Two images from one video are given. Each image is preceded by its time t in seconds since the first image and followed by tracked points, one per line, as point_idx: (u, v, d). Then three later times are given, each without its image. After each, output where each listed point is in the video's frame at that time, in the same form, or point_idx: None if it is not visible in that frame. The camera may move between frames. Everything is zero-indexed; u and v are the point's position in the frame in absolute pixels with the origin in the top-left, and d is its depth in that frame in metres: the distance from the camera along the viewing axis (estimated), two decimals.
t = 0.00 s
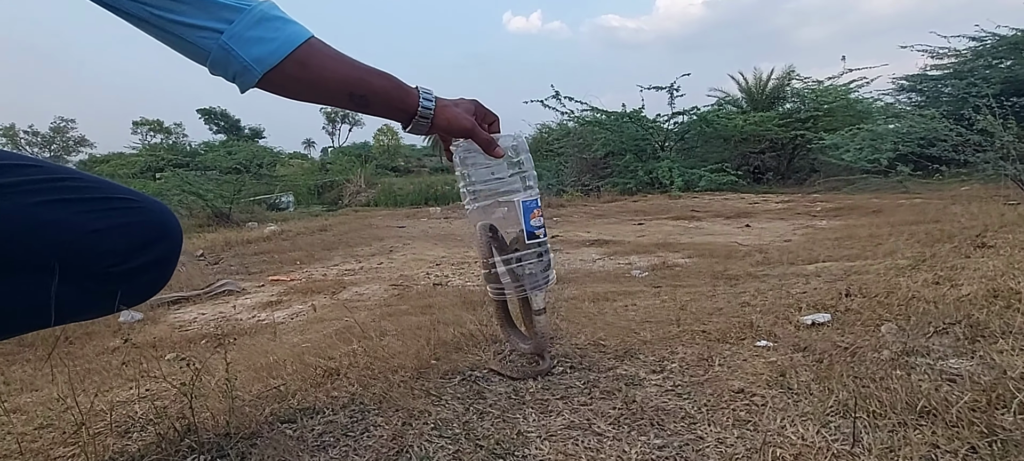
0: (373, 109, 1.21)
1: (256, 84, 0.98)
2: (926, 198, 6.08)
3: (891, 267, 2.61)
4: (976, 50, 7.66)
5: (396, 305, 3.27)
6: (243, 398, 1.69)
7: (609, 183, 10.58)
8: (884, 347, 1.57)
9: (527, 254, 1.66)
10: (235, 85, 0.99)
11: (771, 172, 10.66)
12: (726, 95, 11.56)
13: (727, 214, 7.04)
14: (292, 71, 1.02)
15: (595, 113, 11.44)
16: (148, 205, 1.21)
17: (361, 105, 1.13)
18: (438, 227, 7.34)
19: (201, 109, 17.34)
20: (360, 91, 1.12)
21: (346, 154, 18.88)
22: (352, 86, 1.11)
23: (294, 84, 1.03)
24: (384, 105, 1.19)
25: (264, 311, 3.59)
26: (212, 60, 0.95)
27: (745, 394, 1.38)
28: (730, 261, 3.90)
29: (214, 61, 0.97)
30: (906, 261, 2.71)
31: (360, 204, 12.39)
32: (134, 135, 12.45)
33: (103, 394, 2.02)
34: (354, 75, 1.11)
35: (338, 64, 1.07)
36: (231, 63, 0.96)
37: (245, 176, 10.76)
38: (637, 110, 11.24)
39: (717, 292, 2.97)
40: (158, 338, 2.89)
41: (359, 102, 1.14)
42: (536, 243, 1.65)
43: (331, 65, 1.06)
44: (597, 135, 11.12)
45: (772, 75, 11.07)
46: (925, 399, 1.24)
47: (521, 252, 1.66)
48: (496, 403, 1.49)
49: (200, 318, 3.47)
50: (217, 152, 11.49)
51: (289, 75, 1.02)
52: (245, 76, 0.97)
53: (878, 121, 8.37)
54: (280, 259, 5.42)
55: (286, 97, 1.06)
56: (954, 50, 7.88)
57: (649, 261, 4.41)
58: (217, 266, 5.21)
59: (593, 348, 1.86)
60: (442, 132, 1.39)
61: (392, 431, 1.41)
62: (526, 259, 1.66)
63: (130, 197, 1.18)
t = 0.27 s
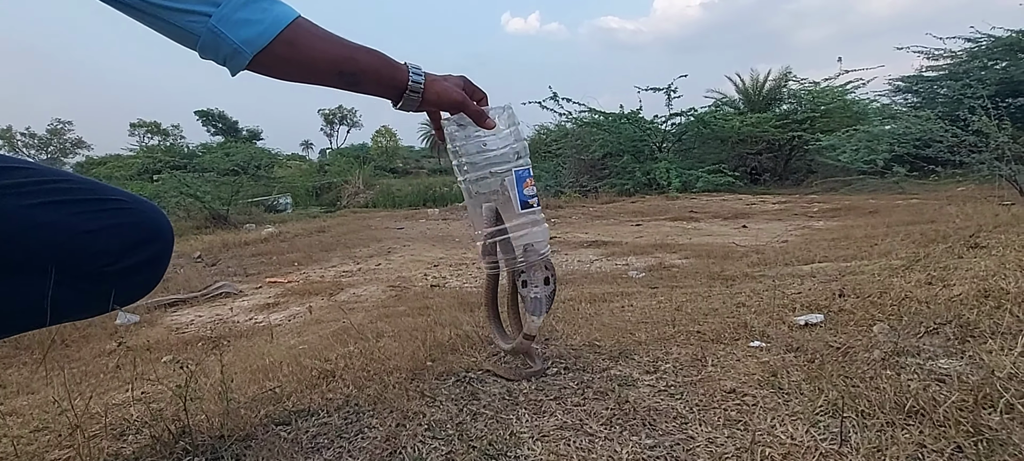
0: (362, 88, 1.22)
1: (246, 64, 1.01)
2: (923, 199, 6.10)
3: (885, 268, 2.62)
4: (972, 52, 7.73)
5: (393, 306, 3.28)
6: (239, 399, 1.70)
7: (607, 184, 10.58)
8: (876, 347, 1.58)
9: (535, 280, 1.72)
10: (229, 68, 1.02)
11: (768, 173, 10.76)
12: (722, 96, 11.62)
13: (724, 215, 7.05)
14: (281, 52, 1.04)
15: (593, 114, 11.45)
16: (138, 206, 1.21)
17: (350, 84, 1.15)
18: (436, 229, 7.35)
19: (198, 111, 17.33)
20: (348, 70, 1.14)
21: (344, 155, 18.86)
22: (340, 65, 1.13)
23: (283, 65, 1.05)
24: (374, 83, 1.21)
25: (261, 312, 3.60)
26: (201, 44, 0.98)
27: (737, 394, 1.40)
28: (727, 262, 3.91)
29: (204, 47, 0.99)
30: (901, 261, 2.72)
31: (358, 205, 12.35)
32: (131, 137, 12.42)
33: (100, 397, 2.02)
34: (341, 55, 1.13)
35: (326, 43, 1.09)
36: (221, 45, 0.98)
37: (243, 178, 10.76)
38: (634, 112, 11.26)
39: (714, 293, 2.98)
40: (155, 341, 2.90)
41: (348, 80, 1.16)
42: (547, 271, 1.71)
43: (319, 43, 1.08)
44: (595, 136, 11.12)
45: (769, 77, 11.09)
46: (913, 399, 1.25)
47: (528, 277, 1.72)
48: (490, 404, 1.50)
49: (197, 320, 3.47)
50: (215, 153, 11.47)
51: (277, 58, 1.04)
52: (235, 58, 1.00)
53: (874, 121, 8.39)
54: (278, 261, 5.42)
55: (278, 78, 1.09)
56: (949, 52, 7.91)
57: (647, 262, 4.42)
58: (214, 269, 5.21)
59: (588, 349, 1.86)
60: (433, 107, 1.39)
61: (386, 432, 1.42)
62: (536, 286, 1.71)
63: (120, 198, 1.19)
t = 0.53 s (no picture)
0: (348, 47, 1.24)
1: (240, 27, 1.01)
2: (917, 199, 6.13)
3: (876, 267, 2.65)
4: (965, 53, 7.81)
5: (389, 307, 3.29)
6: (234, 400, 1.71)
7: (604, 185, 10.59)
8: (864, 345, 1.60)
9: (551, 345, 1.76)
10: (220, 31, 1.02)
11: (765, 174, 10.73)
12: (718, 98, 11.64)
13: (720, 215, 7.07)
14: (274, 13, 1.05)
15: (589, 116, 11.46)
16: (80, 159, 1.01)
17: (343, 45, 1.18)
18: (432, 230, 7.36)
19: (194, 113, 17.33)
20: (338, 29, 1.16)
21: (341, 156, 18.85)
22: (331, 23, 1.14)
23: (277, 26, 1.06)
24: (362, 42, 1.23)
25: (257, 315, 3.60)
26: (193, 6, 0.96)
27: (726, 391, 1.41)
28: (722, 262, 3.93)
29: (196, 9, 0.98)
30: (892, 261, 2.74)
31: (355, 207, 12.34)
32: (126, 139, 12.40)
33: (95, 399, 2.03)
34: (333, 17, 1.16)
35: (318, 3, 1.10)
36: (215, 8, 0.98)
37: (239, 180, 10.74)
38: (630, 114, 11.28)
39: (709, 293, 3.00)
40: (151, 343, 2.90)
41: (339, 42, 1.18)
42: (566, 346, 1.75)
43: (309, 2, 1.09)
44: (592, 137, 11.13)
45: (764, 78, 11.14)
46: (898, 395, 1.28)
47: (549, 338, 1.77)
48: (483, 403, 1.52)
49: (193, 323, 3.48)
50: (211, 155, 11.46)
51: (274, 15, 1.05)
52: (229, 21, 1.00)
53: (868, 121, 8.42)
54: (274, 263, 5.42)
55: (269, 40, 1.09)
56: (943, 52, 7.97)
57: (642, 263, 4.44)
58: (210, 271, 5.21)
59: (581, 349, 1.88)
60: (427, 61, 1.44)
61: (380, 432, 1.43)
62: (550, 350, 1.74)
63: (58, 150, 0.98)
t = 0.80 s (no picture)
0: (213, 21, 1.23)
1: None
2: (906, 198, 6.18)
3: (864, 266, 2.67)
4: (953, 54, 7.91)
5: (382, 310, 3.30)
6: (225, 403, 1.72)
7: (597, 186, 10.60)
8: (848, 344, 1.63)
9: (523, 327, 1.76)
10: None
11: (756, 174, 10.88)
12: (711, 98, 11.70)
13: (712, 216, 7.10)
14: None
15: (582, 117, 11.48)
16: None
17: None
18: (426, 232, 7.36)
19: (185, 114, 17.24)
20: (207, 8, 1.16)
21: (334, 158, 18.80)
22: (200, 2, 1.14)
23: None
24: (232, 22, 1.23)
25: (249, 317, 3.60)
26: None
27: (712, 391, 1.44)
28: (713, 262, 3.96)
29: None
30: (880, 260, 2.77)
31: (348, 208, 12.31)
32: (117, 141, 12.33)
33: (86, 403, 2.03)
34: None
35: None
36: None
37: (231, 182, 10.69)
38: (622, 115, 11.31)
39: (699, 293, 3.02)
40: (141, 346, 2.90)
41: None
42: (538, 325, 1.76)
43: None
44: (585, 138, 11.15)
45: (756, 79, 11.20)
46: (879, 393, 1.31)
47: (518, 322, 1.77)
48: (473, 404, 1.53)
49: (185, 326, 3.48)
50: (202, 157, 11.41)
51: None
52: None
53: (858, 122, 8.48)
54: (267, 265, 5.42)
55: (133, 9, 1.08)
56: (931, 54, 8.05)
57: (635, 264, 4.46)
58: (202, 273, 5.20)
59: (572, 350, 1.89)
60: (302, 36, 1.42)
61: (370, 433, 1.44)
62: (525, 338, 1.76)
63: None
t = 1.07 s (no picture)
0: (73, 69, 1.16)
1: None
2: (898, 197, 6.23)
3: (855, 264, 2.71)
4: (944, 54, 7.98)
5: (378, 308, 3.31)
6: (222, 400, 1.73)
7: (592, 185, 10.62)
8: (839, 339, 1.65)
9: (504, 310, 1.73)
10: None
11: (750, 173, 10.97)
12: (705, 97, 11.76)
13: (706, 215, 7.13)
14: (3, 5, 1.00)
15: (576, 116, 11.50)
16: None
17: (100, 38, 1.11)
18: (421, 231, 7.37)
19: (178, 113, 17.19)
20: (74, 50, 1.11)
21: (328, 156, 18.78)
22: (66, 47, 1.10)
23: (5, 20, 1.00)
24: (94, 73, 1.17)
25: (244, 316, 3.61)
26: None
27: (705, 384, 1.46)
28: (707, 260, 3.99)
29: None
30: (871, 258, 2.81)
31: (342, 207, 12.30)
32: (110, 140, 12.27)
33: (81, 401, 2.04)
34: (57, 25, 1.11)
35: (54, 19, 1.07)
36: None
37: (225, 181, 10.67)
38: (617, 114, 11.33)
39: (693, 291, 3.04)
40: (136, 345, 2.90)
41: (64, 46, 1.09)
42: (519, 306, 1.72)
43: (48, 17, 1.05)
44: (579, 137, 11.17)
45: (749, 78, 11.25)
46: (867, 385, 1.33)
47: (497, 306, 1.73)
48: (469, 399, 1.55)
49: (179, 325, 3.48)
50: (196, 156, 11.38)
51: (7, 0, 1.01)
52: None
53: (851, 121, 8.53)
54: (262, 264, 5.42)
55: None
56: (923, 54, 8.12)
57: (629, 262, 4.49)
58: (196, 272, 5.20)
59: (567, 347, 1.92)
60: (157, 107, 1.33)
61: (367, 428, 1.46)
62: (508, 322, 1.73)
63: None
